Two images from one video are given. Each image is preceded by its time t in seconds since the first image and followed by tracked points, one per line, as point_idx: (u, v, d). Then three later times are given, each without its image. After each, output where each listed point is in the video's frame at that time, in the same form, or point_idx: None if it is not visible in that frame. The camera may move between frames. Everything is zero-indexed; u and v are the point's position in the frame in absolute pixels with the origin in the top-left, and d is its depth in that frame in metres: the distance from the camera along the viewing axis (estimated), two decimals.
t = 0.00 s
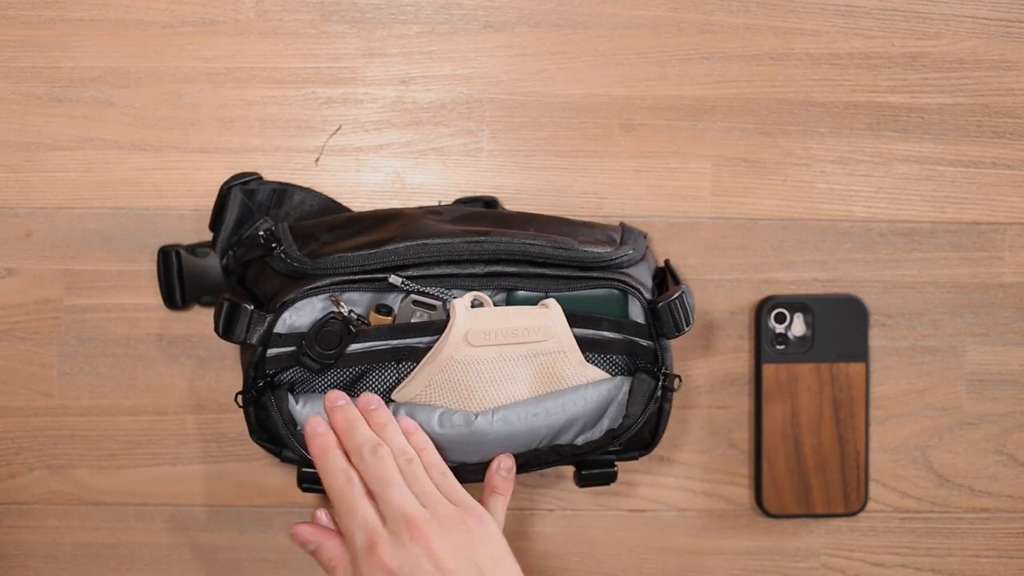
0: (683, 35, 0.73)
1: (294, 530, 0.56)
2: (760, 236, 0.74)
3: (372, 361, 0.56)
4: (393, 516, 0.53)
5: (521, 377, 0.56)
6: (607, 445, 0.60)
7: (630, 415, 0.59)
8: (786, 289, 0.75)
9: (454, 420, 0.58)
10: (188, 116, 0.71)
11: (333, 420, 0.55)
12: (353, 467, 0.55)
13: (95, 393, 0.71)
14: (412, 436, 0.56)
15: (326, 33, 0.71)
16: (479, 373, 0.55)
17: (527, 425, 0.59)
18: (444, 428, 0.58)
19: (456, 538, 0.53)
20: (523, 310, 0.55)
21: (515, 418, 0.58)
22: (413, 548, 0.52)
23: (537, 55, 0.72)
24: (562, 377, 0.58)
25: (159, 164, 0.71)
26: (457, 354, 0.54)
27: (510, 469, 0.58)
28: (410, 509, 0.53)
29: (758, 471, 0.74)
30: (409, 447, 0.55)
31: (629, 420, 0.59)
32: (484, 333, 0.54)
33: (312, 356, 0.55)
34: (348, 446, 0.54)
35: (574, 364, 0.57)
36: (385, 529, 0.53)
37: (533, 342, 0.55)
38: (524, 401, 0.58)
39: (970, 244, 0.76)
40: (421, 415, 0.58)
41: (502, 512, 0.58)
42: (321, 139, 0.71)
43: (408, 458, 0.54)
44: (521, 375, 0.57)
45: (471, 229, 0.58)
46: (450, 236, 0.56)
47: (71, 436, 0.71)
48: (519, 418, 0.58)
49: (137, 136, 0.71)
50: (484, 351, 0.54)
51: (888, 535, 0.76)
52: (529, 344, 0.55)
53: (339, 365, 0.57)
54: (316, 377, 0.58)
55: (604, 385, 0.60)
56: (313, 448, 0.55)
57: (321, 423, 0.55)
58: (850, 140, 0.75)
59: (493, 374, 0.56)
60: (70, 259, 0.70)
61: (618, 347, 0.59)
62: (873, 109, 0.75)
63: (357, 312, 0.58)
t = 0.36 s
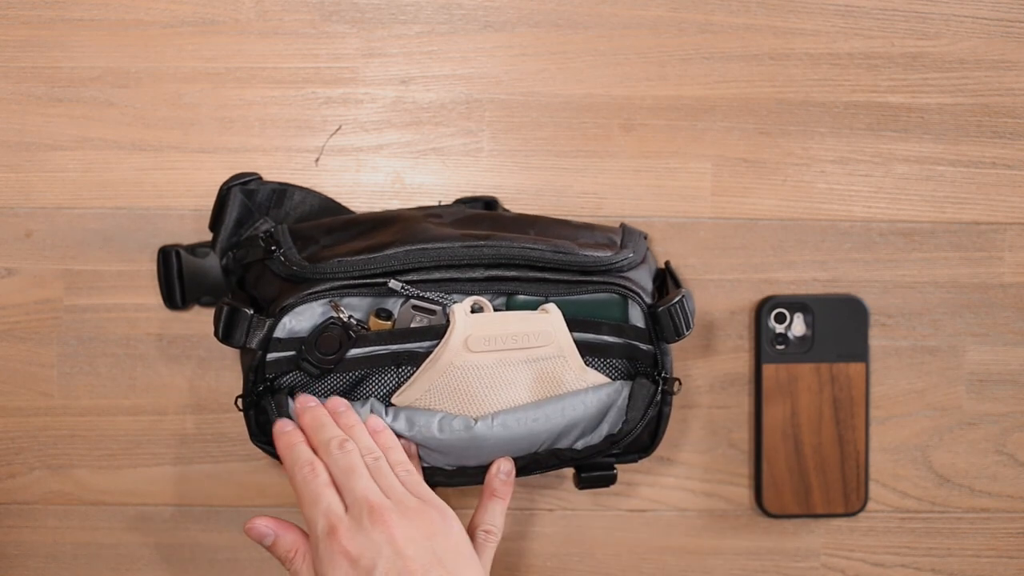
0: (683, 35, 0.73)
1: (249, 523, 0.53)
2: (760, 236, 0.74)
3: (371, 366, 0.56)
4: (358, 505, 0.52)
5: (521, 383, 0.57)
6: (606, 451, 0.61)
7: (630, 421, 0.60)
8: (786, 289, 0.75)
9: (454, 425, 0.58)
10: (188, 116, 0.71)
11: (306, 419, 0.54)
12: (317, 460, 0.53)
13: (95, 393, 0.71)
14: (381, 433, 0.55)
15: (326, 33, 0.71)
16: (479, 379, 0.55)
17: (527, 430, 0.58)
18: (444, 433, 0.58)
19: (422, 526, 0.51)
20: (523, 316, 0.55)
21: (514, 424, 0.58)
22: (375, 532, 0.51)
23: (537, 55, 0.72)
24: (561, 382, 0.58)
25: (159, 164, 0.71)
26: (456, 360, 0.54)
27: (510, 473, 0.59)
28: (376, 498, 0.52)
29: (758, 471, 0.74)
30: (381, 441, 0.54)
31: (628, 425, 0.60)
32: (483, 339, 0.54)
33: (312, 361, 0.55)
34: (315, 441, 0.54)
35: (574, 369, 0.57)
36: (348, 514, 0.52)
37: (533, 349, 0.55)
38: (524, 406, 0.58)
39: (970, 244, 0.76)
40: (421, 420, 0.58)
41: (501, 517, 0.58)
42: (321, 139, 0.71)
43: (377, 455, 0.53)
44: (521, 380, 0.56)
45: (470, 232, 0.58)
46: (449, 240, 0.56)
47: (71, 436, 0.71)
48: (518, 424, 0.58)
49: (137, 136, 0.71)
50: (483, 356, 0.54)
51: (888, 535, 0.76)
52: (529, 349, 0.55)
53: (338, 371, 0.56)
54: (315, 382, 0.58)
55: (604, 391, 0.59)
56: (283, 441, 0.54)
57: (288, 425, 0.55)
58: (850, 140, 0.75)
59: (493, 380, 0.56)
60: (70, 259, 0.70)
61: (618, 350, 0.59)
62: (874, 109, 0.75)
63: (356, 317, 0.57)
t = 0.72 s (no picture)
0: (683, 35, 0.73)
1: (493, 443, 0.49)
2: (760, 236, 0.74)
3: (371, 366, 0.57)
4: (605, 467, 0.45)
5: (521, 381, 0.56)
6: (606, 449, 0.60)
7: (630, 419, 0.59)
8: (786, 289, 0.75)
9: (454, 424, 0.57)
10: (188, 116, 0.71)
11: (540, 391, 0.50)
12: (563, 418, 0.47)
13: (95, 393, 0.71)
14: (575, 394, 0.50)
15: (326, 33, 0.71)
16: (479, 377, 0.55)
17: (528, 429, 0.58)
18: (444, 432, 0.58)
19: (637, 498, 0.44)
20: (523, 314, 0.55)
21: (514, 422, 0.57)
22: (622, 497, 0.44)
23: (537, 55, 0.72)
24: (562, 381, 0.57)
25: (159, 164, 0.71)
26: (456, 358, 0.54)
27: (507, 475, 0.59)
28: (620, 462, 0.45)
29: (758, 471, 0.74)
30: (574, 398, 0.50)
31: (629, 424, 0.59)
32: (484, 337, 0.54)
33: (312, 360, 0.55)
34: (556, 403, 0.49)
35: (574, 368, 0.57)
36: (594, 472, 0.44)
37: (533, 346, 0.55)
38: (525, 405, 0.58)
39: (970, 244, 0.76)
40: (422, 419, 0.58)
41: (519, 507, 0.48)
42: (321, 139, 0.71)
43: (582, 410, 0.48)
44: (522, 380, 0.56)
45: (470, 231, 0.58)
46: (450, 239, 0.56)
47: (71, 436, 0.71)
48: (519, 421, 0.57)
49: (137, 136, 0.71)
50: (483, 355, 0.54)
51: (888, 535, 0.76)
52: (529, 348, 0.55)
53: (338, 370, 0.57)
54: (314, 382, 0.59)
55: (604, 389, 0.59)
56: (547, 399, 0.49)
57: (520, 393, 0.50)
58: (850, 140, 0.75)
59: (493, 378, 0.55)
60: (70, 259, 0.70)
61: (618, 350, 0.59)
62: (874, 109, 0.75)
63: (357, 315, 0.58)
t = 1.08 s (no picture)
0: (683, 35, 0.73)
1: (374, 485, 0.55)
2: (760, 236, 0.74)
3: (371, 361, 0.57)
4: (379, 503, 0.49)
5: (521, 377, 0.56)
6: (606, 445, 0.61)
7: (630, 415, 0.60)
8: (786, 289, 0.75)
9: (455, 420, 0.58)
10: (188, 116, 0.71)
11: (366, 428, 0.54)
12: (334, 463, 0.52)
13: (95, 393, 0.71)
14: (398, 431, 0.54)
15: (326, 33, 0.71)
16: (479, 372, 0.55)
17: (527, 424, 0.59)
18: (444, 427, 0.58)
19: (445, 525, 0.49)
20: (523, 309, 0.55)
21: (513, 417, 0.58)
22: (400, 529, 0.48)
23: (537, 54, 0.72)
24: (561, 376, 0.58)
25: (159, 164, 0.71)
26: (456, 353, 0.54)
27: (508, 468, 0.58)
28: (396, 492, 0.49)
29: (758, 471, 0.74)
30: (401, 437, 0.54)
31: (629, 419, 0.60)
32: (484, 331, 0.54)
33: (312, 355, 0.55)
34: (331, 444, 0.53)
35: (573, 364, 0.57)
36: (370, 512, 0.49)
37: (533, 341, 0.55)
38: (524, 400, 0.58)
39: (970, 244, 0.76)
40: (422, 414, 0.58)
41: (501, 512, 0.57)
42: (321, 139, 0.71)
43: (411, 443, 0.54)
44: (521, 375, 0.56)
45: (470, 228, 0.58)
46: (449, 235, 0.56)
47: (71, 436, 0.71)
48: (519, 417, 0.59)
49: (137, 136, 0.71)
50: (483, 350, 0.54)
51: (888, 535, 0.76)
52: (529, 343, 0.55)
53: (338, 366, 0.57)
54: (315, 377, 0.58)
55: (604, 385, 0.60)
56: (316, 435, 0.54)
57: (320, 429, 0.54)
58: (850, 140, 0.75)
59: (494, 373, 0.55)
60: (70, 259, 0.70)
61: (618, 347, 0.59)
62: (873, 109, 0.75)
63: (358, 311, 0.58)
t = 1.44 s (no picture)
0: (682, 35, 0.73)
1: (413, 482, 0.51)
2: (760, 236, 0.74)
3: (371, 361, 0.57)
4: (446, 496, 0.45)
5: (521, 375, 0.57)
6: (607, 444, 0.60)
7: (630, 414, 0.59)
8: (786, 289, 0.75)
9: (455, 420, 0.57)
10: (188, 116, 0.71)
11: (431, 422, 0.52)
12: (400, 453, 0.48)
13: (95, 393, 0.71)
14: (461, 432, 0.52)
15: (326, 33, 0.71)
16: (479, 371, 0.55)
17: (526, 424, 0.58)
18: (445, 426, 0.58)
19: (506, 524, 0.44)
20: (523, 308, 0.55)
21: (513, 417, 0.58)
22: (463, 524, 0.43)
23: (537, 55, 0.72)
24: (561, 374, 0.58)
25: (159, 164, 0.71)
26: (456, 351, 0.54)
27: (509, 467, 0.60)
28: (461, 485, 0.45)
29: (758, 471, 0.74)
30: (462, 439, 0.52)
31: (629, 418, 0.59)
32: (484, 329, 0.54)
33: (312, 354, 0.55)
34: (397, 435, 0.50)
35: (573, 362, 0.57)
36: (436, 505, 0.44)
37: (533, 339, 0.55)
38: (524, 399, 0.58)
39: (970, 244, 0.76)
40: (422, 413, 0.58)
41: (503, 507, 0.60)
42: (321, 139, 0.71)
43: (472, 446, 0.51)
44: (521, 373, 0.56)
45: (470, 227, 0.58)
46: (449, 234, 0.56)
47: (71, 436, 0.71)
48: (519, 417, 0.58)
49: (137, 136, 0.71)
50: (483, 349, 0.55)
51: (888, 535, 0.76)
52: (529, 342, 0.55)
53: (338, 365, 0.57)
54: (314, 376, 0.58)
55: (604, 385, 0.59)
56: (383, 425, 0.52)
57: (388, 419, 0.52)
58: (850, 140, 0.75)
59: (493, 372, 0.56)
60: (70, 259, 0.70)
61: (618, 346, 0.59)
62: (874, 109, 0.75)
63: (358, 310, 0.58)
